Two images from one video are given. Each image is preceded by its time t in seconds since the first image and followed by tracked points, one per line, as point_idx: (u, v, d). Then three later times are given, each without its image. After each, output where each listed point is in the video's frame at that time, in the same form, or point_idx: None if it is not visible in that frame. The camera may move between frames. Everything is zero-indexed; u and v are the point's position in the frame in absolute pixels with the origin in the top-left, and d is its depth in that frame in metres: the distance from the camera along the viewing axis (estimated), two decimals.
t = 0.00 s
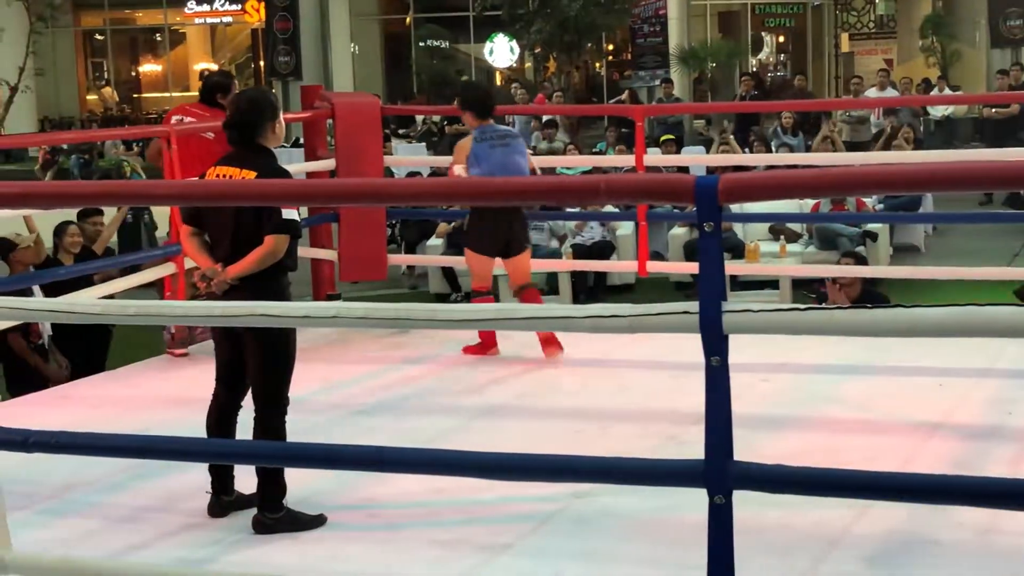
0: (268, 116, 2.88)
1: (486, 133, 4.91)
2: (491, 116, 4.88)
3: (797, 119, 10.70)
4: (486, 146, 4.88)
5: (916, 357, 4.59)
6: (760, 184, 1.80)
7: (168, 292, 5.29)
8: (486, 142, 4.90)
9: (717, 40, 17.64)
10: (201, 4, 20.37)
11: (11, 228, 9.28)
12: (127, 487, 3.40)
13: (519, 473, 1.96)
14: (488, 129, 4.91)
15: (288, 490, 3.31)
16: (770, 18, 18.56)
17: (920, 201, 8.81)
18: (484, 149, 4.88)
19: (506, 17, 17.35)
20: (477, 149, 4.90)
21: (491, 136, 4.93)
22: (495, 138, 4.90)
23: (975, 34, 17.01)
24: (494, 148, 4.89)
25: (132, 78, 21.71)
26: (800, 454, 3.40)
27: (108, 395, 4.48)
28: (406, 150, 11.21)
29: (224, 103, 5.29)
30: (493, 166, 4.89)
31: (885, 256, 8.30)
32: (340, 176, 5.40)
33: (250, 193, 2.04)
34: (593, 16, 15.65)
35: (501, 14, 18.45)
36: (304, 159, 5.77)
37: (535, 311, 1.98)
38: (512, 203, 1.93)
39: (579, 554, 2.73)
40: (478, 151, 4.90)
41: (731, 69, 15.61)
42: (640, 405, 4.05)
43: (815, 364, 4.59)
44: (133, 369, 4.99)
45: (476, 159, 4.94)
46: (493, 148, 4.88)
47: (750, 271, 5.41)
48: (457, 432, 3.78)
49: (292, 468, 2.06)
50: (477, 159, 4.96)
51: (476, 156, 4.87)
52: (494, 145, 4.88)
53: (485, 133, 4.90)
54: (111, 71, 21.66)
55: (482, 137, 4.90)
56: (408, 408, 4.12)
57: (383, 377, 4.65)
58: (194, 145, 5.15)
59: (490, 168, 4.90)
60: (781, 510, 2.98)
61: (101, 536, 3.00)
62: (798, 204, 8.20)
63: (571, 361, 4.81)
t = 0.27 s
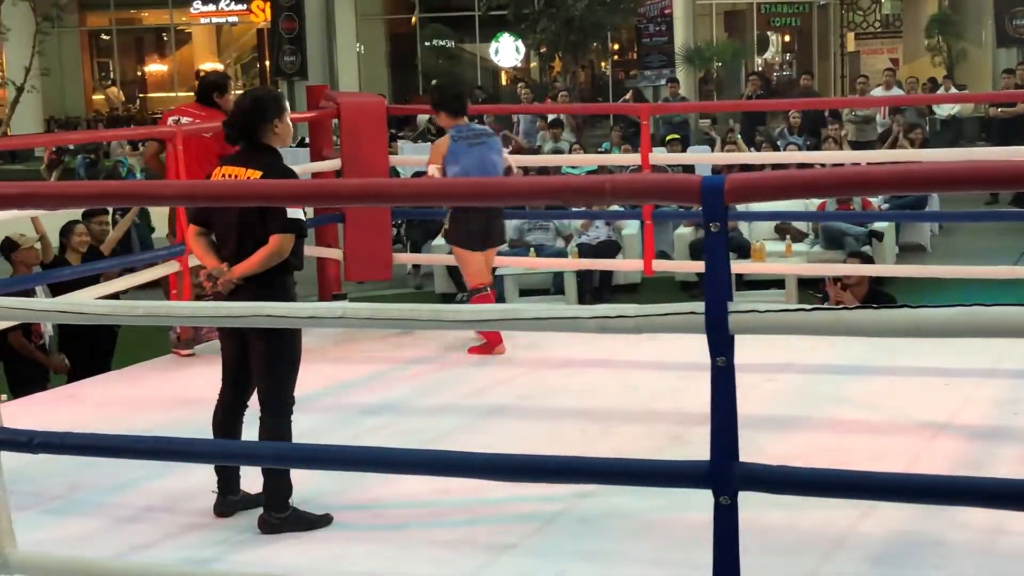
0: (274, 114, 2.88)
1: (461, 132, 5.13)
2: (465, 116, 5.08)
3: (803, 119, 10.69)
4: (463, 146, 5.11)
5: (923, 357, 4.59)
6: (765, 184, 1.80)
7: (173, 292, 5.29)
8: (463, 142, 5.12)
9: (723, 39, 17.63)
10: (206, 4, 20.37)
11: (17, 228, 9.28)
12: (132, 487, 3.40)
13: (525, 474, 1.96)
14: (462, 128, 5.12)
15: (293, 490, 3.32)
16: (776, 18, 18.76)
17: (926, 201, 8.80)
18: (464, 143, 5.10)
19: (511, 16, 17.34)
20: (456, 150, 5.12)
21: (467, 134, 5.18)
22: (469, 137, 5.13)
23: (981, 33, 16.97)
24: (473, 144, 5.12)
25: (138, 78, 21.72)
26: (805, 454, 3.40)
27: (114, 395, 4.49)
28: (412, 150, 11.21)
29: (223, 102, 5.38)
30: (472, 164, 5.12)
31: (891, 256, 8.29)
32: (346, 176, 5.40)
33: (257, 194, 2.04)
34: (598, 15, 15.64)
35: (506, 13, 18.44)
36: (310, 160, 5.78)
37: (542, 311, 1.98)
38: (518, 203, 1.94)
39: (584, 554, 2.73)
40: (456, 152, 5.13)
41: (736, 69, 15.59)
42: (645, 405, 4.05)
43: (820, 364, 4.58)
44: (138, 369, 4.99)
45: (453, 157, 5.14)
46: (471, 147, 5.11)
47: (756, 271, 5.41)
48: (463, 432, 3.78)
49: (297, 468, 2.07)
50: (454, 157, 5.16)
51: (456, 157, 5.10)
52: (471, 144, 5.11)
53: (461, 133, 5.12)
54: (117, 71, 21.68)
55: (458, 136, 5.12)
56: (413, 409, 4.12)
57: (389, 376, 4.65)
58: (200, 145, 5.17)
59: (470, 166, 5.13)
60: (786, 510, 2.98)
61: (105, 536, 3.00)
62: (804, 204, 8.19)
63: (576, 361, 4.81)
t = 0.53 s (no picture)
0: (281, 114, 2.89)
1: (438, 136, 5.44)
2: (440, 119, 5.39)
3: (810, 118, 10.68)
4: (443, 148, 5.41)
5: (930, 356, 4.58)
6: (772, 181, 1.79)
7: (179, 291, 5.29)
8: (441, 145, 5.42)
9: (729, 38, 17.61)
10: (212, 3, 20.39)
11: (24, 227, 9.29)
12: (138, 486, 3.40)
13: (532, 472, 1.95)
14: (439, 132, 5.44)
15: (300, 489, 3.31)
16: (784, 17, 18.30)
17: (933, 201, 8.78)
18: (446, 147, 5.35)
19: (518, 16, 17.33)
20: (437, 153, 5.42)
21: (445, 138, 5.46)
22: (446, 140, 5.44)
23: (988, 32, 16.93)
24: (453, 147, 5.39)
25: (145, 78, 21.74)
26: (812, 453, 3.39)
27: (120, 394, 4.49)
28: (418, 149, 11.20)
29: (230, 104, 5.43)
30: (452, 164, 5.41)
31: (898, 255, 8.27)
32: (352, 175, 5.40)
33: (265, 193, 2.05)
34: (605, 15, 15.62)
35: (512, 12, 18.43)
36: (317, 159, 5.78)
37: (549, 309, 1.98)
38: (526, 200, 1.94)
39: (590, 553, 2.73)
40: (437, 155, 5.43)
41: (744, 69, 15.56)
42: (651, 405, 4.04)
43: (827, 363, 4.57)
44: (145, 368, 4.99)
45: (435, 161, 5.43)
46: (450, 147, 5.41)
47: (763, 270, 5.40)
48: (469, 431, 3.78)
49: (302, 467, 2.06)
50: (437, 160, 5.45)
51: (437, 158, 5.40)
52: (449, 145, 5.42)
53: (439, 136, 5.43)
54: (124, 71, 21.68)
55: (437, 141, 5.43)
56: (419, 408, 4.11)
57: (395, 376, 4.65)
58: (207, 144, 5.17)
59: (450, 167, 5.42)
60: (793, 509, 2.97)
61: (111, 535, 3.00)
62: (811, 203, 8.18)
63: (583, 361, 4.80)
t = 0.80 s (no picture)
0: (295, 112, 2.88)
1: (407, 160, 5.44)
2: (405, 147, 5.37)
3: (822, 118, 10.66)
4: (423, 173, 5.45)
5: (942, 356, 4.57)
6: (785, 180, 1.79)
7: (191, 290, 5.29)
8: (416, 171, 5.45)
9: (740, 37, 17.59)
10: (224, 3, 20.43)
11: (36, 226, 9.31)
12: (150, 485, 3.40)
13: (545, 469, 1.96)
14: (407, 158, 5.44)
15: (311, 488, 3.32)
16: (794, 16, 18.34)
17: (945, 200, 8.77)
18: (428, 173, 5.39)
19: (528, 15, 17.32)
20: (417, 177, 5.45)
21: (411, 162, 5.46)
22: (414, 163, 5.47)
23: (1001, 31, 16.87)
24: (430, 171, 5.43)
25: (156, 78, 21.78)
26: (824, 453, 3.39)
27: (131, 394, 4.49)
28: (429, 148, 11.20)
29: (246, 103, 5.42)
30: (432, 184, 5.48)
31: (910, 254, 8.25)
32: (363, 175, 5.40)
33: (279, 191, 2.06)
34: (616, 13, 15.59)
35: (523, 11, 18.41)
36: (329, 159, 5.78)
37: (560, 307, 1.99)
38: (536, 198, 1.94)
39: (602, 553, 2.72)
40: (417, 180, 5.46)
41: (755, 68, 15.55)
42: (663, 403, 4.04)
43: (840, 363, 4.57)
44: (157, 367, 5.00)
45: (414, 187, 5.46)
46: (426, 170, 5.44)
47: (774, 268, 5.39)
48: (480, 429, 3.79)
49: (316, 464, 2.07)
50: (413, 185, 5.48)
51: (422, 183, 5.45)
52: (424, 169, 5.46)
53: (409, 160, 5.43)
54: (135, 70, 21.73)
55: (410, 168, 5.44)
56: (431, 407, 4.12)
57: (406, 375, 4.65)
58: (219, 143, 5.17)
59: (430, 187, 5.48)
60: (804, 508, 2.97)
61: (124, 534, 3.01)
62: (822, 202, 8.16)
63: (594, 360, 4.80)
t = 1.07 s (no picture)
0: (313, 113, 2.89)
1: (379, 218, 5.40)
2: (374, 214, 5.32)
3: (840, 118, 10.64)
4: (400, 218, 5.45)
5: (961, 356, 4.55)
6: (804, 183, 1.79)
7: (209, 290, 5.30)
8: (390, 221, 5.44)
9: (758, 37, 17.56)
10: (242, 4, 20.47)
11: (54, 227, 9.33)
12: (169, 485, 3.41)
13: (565, 472, 1.96)
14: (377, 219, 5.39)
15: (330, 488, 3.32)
16: (813, 17, 18.47)
17: (964, 200, 8.74)
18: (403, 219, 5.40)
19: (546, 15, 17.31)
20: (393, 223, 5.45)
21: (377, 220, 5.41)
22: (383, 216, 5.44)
23: (1020, 31, 16.80)
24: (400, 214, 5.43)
25: (174, 79, 21.83)
26: (843, 454, 3.38)
27: (150, 394, 4.50)
28: (447, 149, 11.20)
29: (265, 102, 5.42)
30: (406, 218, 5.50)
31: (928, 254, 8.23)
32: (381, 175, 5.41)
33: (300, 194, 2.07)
34: (633, 14, 15.56)
35: (541, 12, 18.40)
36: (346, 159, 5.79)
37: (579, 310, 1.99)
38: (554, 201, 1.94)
39: (621, 553, 2.72)
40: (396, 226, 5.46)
41: (773, 69, 15.52)
42: (681, 404, 4.04)
43: (858, 364, 4.56)
44: (175, 367, 5.01)
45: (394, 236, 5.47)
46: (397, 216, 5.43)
47: (792, 269, 5.39)
48: (498, 430, 3.79)
49: (335, 466, 2.08)
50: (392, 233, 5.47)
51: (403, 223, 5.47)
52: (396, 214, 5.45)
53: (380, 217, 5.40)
54: (153, 71, 21.77)
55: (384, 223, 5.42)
56: (449, 407, 4.12)
57: (424, 376, 4.65)
58: (239, 144, 5.18)
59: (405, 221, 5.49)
60: (823, 509, 2.97)
61: (144, 534, 3.02)
62: (840, 203, 8.15)
63: (612, 361, 4.80)
